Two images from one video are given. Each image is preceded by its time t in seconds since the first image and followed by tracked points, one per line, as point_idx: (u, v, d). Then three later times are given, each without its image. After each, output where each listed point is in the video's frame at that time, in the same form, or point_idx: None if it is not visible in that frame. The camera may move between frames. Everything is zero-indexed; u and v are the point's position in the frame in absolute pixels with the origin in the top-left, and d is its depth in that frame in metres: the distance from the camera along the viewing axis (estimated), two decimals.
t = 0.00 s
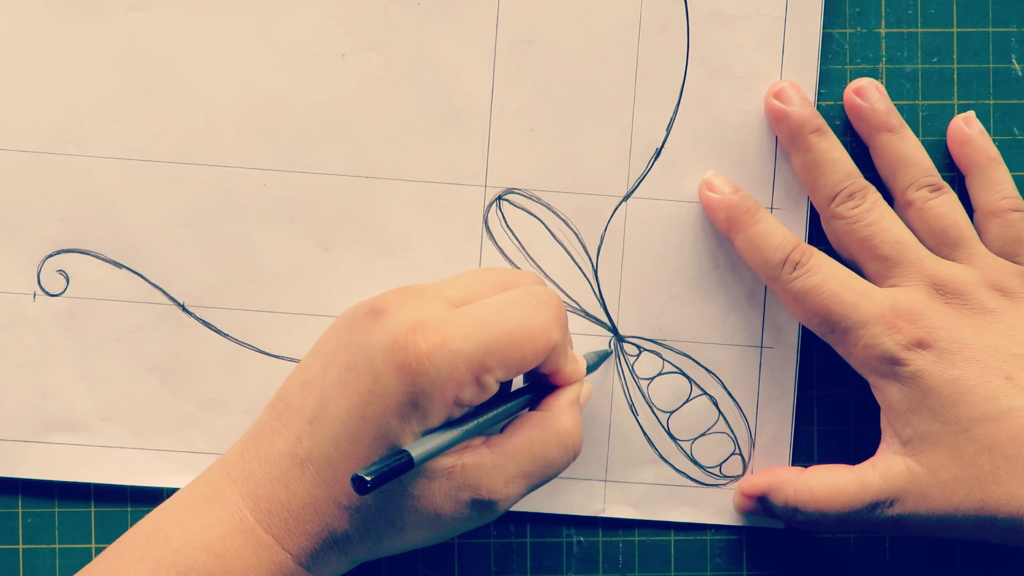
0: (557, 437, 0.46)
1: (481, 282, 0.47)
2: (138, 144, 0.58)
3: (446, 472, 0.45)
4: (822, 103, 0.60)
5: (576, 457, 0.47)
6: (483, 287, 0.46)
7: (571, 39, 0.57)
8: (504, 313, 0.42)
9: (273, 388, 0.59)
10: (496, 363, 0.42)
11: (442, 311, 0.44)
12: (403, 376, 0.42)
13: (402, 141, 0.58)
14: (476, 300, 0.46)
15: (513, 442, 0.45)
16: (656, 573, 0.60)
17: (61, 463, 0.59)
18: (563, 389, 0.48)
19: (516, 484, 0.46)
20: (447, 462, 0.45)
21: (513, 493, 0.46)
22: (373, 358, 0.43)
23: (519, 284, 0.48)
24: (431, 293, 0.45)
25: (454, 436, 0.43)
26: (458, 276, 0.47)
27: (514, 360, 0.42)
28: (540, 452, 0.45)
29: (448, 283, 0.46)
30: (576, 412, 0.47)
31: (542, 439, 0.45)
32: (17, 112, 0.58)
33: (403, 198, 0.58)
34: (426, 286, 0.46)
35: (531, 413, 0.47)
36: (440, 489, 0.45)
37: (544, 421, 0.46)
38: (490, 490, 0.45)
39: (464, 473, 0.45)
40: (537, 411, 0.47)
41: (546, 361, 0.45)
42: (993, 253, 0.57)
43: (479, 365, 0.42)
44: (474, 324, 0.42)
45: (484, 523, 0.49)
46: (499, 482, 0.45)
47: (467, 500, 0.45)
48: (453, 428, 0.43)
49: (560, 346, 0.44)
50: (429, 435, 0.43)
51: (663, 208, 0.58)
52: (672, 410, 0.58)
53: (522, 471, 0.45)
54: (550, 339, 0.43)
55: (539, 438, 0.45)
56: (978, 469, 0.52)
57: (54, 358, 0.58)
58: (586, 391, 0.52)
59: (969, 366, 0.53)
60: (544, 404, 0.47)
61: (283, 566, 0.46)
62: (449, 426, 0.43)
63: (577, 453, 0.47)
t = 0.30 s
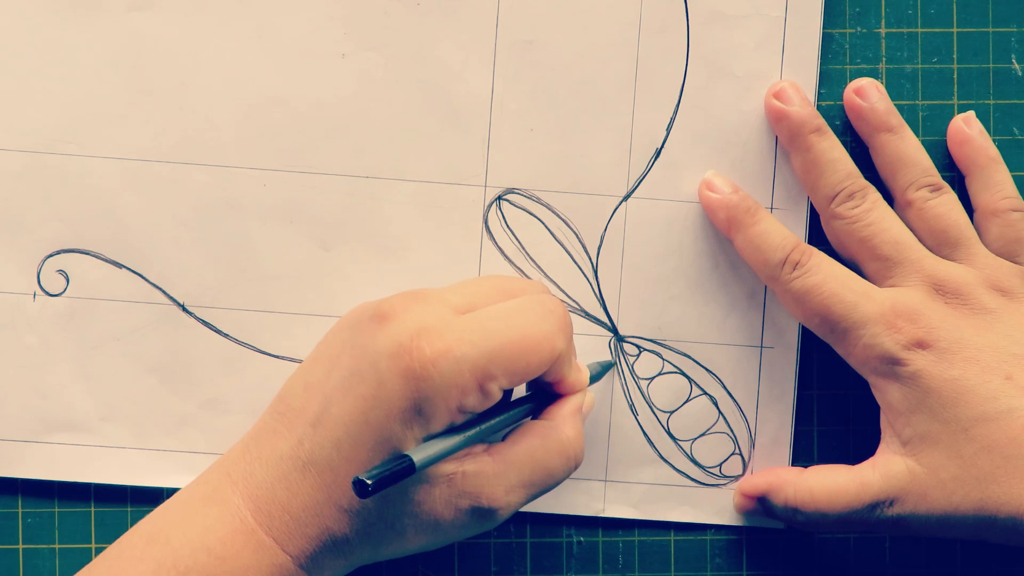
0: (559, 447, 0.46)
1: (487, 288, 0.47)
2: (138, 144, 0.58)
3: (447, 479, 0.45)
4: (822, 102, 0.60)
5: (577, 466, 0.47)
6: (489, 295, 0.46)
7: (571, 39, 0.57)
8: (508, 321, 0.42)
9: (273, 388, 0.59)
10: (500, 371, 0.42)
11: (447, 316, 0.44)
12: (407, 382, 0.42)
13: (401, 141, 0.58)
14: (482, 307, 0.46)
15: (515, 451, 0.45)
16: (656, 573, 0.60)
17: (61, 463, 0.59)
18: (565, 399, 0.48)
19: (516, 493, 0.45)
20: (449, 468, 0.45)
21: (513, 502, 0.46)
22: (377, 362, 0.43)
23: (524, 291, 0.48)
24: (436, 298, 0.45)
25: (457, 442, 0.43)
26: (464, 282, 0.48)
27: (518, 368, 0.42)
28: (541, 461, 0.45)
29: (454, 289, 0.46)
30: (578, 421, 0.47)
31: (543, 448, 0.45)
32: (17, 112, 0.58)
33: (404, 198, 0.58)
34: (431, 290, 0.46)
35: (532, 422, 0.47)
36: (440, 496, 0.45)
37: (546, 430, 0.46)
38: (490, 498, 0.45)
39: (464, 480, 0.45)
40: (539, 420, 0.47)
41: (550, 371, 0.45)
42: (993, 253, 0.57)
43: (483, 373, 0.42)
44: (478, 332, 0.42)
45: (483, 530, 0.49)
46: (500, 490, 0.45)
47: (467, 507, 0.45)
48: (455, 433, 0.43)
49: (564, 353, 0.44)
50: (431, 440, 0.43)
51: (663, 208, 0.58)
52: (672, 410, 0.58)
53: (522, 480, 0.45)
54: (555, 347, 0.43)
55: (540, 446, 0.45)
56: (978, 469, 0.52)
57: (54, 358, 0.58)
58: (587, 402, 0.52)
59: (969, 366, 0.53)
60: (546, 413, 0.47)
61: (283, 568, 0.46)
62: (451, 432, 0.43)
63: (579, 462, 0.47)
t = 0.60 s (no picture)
0: (560, 451, 0.46)
1: (490, 293, 0.47)
2: (138, 144, 0.58)
3: (447, 483, 0.45)
4: (822, 102, 0.60)
5: (578, 471, 0.47)
6: (492, 299, 0.46)
7: (571, 39, 0.57)
8: (512, 326, 0.42)
9: (272, 389, 0.59)
10: (502, 375, 0.42)
11: (450, 320, 0.44)
12: (409, 386, 0.42)
13: (401, 141, 0.58)
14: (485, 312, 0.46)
15: (516, 456, 0.45)
16: (656, 573, 0.60)
17: (62, 464, 0.59)
18: (568, 404, 0.47)
19: (517, 498, 0.45)
20: (449, 472, 0.45)
21: (513, 507, 0.46)
22: (380, 365, 0.43)
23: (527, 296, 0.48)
24: (439, 301, 0.45)
25: (458, 444, 0.43)
26: (468, 286, 0.48)
27: (521, 374, 0.42)
28: (542, 466, 0.45)
29: (457, 293, 0.46)
30: (580, 426, 0.47)
31: (544, 453, 0.45)
32: (17, 112, 0.58)
33: (404, 198, 0.58)
34: (435, 293, 0.46)
35: (533, 427, 0.47)
36: (440, 499, 0.45)
37: (547, 435, 0.46)
38: (490, 503, 0.45)
39: (465, 485, 0.45)
40: (541, 425, 0.47)
41: (553, 375, 0.45)
42: (993, 253, 0.57)
43: (486, 377, 0.42)
44: (481, 336, 0.42)
45: (483, 534, 0.49)
46: (500, 495, 0.45)
47: (467, 511, 0.45)
48: (456, 436, 0.43)
49: (567, 359, 0.44)
50: (432, 443, 0.43)
51: (663, 208, 0.58)
52: (673, 410, 0.58)
53: (523, 485, 0.45)
54: (558, 353, 0.43)
55: (541, 452, 0.45)
56: (978, 469, 0.52)
57: (54, 358, 0.58)
58: (590, 407, 0.52)
59: (969, 366, 0.53)
60: (548, 418, 0.47)
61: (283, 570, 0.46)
62: (453, 435, 0.43)
63: (579, 468, 0.47)
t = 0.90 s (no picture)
0: (561, 453, 0.45)
1: (491, 294, 0.47)
2: (138, 144, 0.58)
3: (448, 483, 0.45)
4: (822, 102, 0.60)
5: (579, 473, 0.47)
6: (493, 300, 0.46)
7: (571, 40, 0.57)
8: (512, 326, 0.42)
9: (272, 389, 0.59)
10: (504, 377, 0.42)
11: (451, 321, 0.44)
12: (410, 387, 0.42)
13: (401, 141, 0.58)
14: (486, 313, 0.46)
15: (516, 457, 0.45)
16: (656, 573, 0.60)
17: (62, 463, 0.59)
18: (568, 405, 0.47)
19: (517, 499, 0.45)
20: (450, 473, 0.45)
21: (514, 508, 0.46)
22: (381, 366, 0.43)
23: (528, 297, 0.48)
24: (440, 302, 0.45)
25: (458, 445, 0.43)
26: (469, 287, 0.48)
27: (523, 375, 0.42)
28: (543, 467, 0.45)
29: (459, 295, 0.46)
30: (581, 427, 0.47)
31: (545, 455, 0.45)
32: (17, 112, 0.58)
33: (404, 198, 0.58)
34: (437, 295, 0.46)
35: (534, 428, 0.47)
36: (441, 500, 0.45)
37: (548, 436, 0.46)
38: (490, 504, 0.45)
39: (465, 485, 0.45)
40: (541, 426, 0.47)
41: (553, 376, 0.45)
42: (993, 253, 0.57)
43: (487, 378, 0.42)
44: (482, 337, 0.42)
45: (483, 535, 0.49)
46: (500, 495, 0.45)
47: (467, 512, 0.45)
48: (456, 437, 0.43)
49: (568, 359, 0.44)
50: (432, 443, 0.43)
51: (663, 208, 0.58)
52: (673, 410, 0.58)
53: (523, 486, 0.45)
54: (558, 353, 0.43)
55: (542, 453, 0.45)
56: (978, 469, 0.52)
57: (55, 358, 0.58)
58: (591, 408, 0.52)
59: (969, 366, 0.53)
60: (549, 419, 0.47)
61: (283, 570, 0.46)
62: (453, 436, 0.43)
63: (580, 469, 0.47)
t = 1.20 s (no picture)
0: (561, 452, 0.45)
1: (492, 295, 0.47)
2: (138, 144, 0.58)
3: (448, 483, 0.45)
4: (822, 102, 0.60)
5: (580, 473, 0.47)
6: (493, 300, 0.46)
7: (571, 40, 0.57)
8: (513, 326, 0.42)
9: (272, 389, 0.59)
10: (505, 376, 0.42)
11: (452, 321, 0.44)
12: (411, 387, 0.42)
13: (401, 141, 0.58)
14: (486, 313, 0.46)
15: (516, 456, 0.45)
16: (656, 573, 0.60)
17: (62, 463, 0.59)
18: (568, 405, 0.47)
19: (517, 498, 0.45)
20: (450, 473, 0.45)
21: (514, 507, 0.46)
22: (381, 366, 0.43)
23: (529, 297, 0.48)
24: (441, 303, 0.45)
25: (457, 445, 0.43)
26: (469, 288, 0.48)
27: (524, 374, 0.42)
28: (543, 466, 0.45)
29: (460, 295, 0.46)
30: (581, 427, 0.47)
31: (545, 454, 0.45)
32: (17, 112, 0.58)
33: (404, 198, 0.58)
34: (437, 295, 0.46)
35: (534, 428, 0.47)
36: (441, 500, 0.45)
37: (548, 435, 0.46)
38: (491, 503, 0.45)
39: (466, 485, 0.45)
40: (541, 426, 0.47)
41: (553, 376, 0.45)
42: (993, 253, 0.57)
43: (488, 378, 0.42)
44: (482, 337, 0.42)
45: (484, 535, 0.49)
46: (501, 495, 0.45)
47: (468, 512, 0.45)
48: (455, 437, 0.43)
49: (568, 358, 0.44)
50: (432, 444, 0.43)
51: (663, 208, 0.58)
52: (673, 410, 0.58)
53: (524, 486, 0.45)
54: (559, 352, 0.43)
55: (542, 452, 0.45)
56: (978, 469, 0.52)
57: (55, 358, 0.58)
58: (591, 408, 0.52)
59: (969, 366, 0.53)
60: (549, 419, 0.47)
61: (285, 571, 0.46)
62: (453, 436, 0.43)
63: (581, 469, 0.47)
